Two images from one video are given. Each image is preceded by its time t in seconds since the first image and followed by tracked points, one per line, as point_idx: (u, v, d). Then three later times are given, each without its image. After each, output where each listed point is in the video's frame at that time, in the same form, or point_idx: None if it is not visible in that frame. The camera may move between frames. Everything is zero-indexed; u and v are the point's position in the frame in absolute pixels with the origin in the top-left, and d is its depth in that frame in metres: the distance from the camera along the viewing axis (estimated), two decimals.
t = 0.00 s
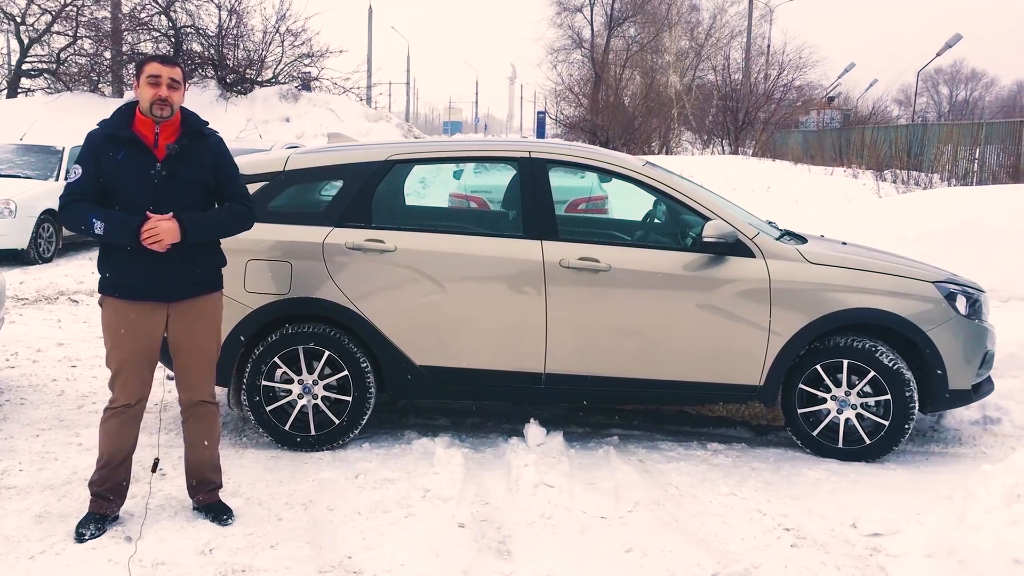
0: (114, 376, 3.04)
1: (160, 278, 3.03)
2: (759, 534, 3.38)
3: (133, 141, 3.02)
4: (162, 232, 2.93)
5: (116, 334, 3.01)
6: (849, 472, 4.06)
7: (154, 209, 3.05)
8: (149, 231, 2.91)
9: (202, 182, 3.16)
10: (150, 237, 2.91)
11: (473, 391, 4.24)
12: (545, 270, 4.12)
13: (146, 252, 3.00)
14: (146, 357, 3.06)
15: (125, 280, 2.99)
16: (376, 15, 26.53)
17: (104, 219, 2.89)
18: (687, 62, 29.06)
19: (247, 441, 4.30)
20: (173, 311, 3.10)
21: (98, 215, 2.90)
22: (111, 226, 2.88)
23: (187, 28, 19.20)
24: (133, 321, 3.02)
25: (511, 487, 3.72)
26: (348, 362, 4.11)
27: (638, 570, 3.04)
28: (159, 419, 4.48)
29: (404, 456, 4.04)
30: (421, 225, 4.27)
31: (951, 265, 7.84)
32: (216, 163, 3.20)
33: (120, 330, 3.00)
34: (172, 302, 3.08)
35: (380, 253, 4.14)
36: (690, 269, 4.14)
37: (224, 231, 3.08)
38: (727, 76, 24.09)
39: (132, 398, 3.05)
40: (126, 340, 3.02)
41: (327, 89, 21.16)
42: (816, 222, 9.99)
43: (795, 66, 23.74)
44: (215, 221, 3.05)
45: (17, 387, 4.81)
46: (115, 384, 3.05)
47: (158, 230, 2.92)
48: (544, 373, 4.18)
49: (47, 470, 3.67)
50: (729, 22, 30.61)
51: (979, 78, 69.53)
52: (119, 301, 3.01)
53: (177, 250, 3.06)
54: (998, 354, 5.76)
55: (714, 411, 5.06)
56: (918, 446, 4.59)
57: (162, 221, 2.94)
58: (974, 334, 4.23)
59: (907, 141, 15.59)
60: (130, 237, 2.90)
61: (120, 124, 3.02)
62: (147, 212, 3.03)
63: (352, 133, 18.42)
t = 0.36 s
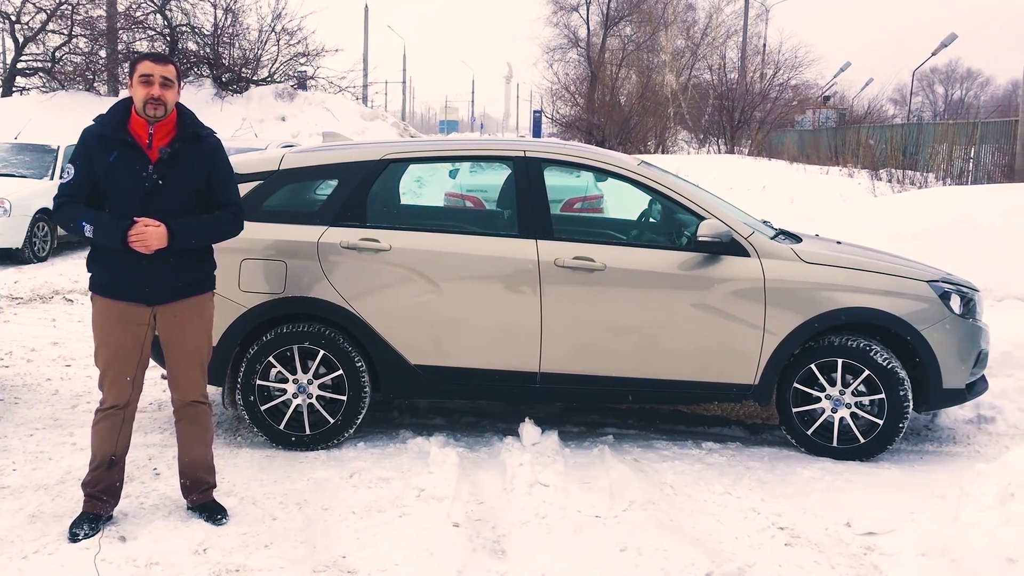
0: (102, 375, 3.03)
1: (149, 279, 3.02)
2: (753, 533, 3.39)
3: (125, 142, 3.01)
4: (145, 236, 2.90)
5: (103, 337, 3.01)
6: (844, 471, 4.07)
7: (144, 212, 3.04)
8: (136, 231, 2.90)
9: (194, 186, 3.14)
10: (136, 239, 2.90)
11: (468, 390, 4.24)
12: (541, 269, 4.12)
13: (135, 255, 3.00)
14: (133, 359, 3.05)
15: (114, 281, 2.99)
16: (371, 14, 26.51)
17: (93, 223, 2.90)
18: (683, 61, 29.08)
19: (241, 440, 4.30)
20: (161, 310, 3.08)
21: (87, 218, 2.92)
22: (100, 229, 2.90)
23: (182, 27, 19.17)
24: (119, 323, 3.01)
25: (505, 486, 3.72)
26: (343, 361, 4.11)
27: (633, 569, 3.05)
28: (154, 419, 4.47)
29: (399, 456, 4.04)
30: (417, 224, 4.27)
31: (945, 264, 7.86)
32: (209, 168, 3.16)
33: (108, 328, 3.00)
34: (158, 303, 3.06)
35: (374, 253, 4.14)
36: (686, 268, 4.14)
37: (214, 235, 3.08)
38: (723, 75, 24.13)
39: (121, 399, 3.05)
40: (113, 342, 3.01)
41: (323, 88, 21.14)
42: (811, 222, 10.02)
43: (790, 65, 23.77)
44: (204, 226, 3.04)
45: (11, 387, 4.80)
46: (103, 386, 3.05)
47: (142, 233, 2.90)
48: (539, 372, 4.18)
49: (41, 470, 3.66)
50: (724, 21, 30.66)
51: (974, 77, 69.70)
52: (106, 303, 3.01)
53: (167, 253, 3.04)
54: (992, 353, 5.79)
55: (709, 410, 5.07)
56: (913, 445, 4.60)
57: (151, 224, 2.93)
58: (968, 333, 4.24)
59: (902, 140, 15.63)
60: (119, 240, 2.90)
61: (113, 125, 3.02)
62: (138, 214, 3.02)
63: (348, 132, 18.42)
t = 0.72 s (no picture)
0: (94, 377, 3.01)
1: (144, 277, 3.02)
2: (747, 532, 3.39)
3: (120, 139, 3.00)
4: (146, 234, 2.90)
5: (95, 339, 2.99)
6: (837, 469, 4.08)
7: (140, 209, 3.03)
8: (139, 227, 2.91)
9: (191, 183, 3.15)
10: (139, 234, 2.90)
11: (462, 389, 4.23)
12: (535, 267, 4.11)
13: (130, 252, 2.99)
14: (126, 359, 3.04)
15: (107, 279, 2.98)
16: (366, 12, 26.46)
17: (90, 219, 2.88)
18: (679, 60, 29.06)
19: (235, 439, 4.29)
20: (153, 310, 3.08)
21: (84, 214, 2.89)
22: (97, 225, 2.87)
23: (177, 25, 19.13)
24: (111, 324, 2.99)
25: (499, 485, 3.71)
26: (336, 360, 4.10)
27: (627, 568, 3.05)
28: (147, 418, 4.46)
29: (393, 455, 4.03)
30: (411, 223, 4.27)
31: (938, 262, 7.90)
32: (205, 166, 3.18)
33: (100, 329, 2.98)
34: (150, 303, 3.06)
35: (368, 251, 4.13)
36: (680, 267, 4.14)
37: (212, 232, 3.09)
38: (719, 74, 24.16)
39: (112, 400, 3.04)
40: (105, 344, 2.99)
41: (318, 87, 21.10)
42: (807, 221, 10.03)
43: (786, 64, 23.81)
44: (202, 222, 3.05)
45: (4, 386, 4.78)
46: (94, 387, 3.03)
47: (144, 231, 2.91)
48: (533, 371, 4.18)
49: (34, 470, 3.64)
50: (720, 20, 30.68)
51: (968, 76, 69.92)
52: (97, 305, 2.99)
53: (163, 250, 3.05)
54: (985, 352, 5.81)
55: (703, 409, 5.07)
56: (907, 444, 4.61)
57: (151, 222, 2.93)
58: (962, 332, 4.25)
59: (897, 139, 15.67)
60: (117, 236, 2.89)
61: (107, 123, 2.99)
62: (134, 212, 3.02)
63: (343, 130, 18.39)
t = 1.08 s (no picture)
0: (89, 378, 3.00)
1: (142, 274, 3.01)
2: (743, 531, 3.39)
3: (113, 137, 2.99)
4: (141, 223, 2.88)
5: (91, 339, 2.98)
6: (833, 468, 4.08)
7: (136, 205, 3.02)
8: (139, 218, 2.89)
9: (185, 178, 3.15)
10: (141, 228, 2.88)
11: (458, 388, 4.22)
12: (531, 266, 4.11)
13: (126, 248, 2.98)
14: (125, 358, 3.03)
15: (102, 279, 2.96)
16: (362, 12, 26.40)
17: (86, 214, 2.87)
18: (675, 59, 29.06)
19: (229, 438, 4.28)
20: (150, 310, 3.06)
21: (80, 210, 2.88)
22: (96, 220, 2.86)
23: (173, 24, 19.10)
24: (108, 323, 2.98)
25: (495, 484, 3.71)
26: (332, 358, 4.09)
27: (622, 567, 3.05)
28: (142, 416, 4.45)
29: (388, 454, 4.03)
30: (408, 221, 4.26)
31: (934, 261, 7.91)
32: (197, 161, 3.18)
33: (96, 328, 2.97)
34: (150, 300, 3.04)
35: (364, 250, 4.12)
36: (676, 265, 4.14)
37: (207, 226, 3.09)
38: (715, 74, 24.17)
39: (108, 401, 3.02)
40: (101, 343, 2.98)
41: (314, 85, 21.07)
42: (803, 220, 10.04)
43: (782, 64, 23.84)
44: (201, 215, 3.06)
45: None
46: (89, 388, 3.01)
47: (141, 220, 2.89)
48: (528, 370, 4.17)
49: (28, 469, 3.63)
50: (716, 20, 30.70)
51: (964, 76, 70.06)
52: (93, 304, 2.98)
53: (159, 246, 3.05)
54: (981, 351, 5.82)
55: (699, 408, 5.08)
56: (902, 443, 4.62)
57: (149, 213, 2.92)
58: (957, 331, 4.25)
59: (893, 138, 15.70)
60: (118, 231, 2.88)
61: (97, 122, 2.98)
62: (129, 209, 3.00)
63: (339, 129, 18.37)
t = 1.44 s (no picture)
0: (84, 378, 2.99)
1: (133, 274, 2.99)
2: (739, 531, 3.39)
3: (100, 138, 2.96)
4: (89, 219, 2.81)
5: (86, 340, 2.96)
6: (829, 467, 4.08)
7: (127, 205, 2.99)
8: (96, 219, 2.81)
9: (175, 176, 3.13)
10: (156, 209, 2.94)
11: (454, 387, 4.21)
12: (527, 266, 4.10)
13: (119, 247, 2.97)
14: (119, 359, 3.02)
15: (97, 279, 2.96)
16: (358, 11, 26.37)
17: (57, 216, 2.85)
18: (672, 59, 29.08)
19: (225, 438, 4.26)
20: (145, 311, 3.06)
21: (52, 211, 2.86)
22: (65, 223, 2.83)
23: (169, 22, 19.05)
24: (103, 323, 2.97)
25: (490, 484, 3.70)
26: (328, 358, 4.08)
27: (619, 567, 3.04)
28: (138, 416, 4.43)
29: (384, 453, 4.02)
30: (403, 220, 4.25)
31: (930, 261, 7.92)
32: (187, 158, 3.16)
33: (91, 329, 2.96)
34: (143, 300, 3.03)
35: (359, 249, 4.11)
36: (673, 265, 4.13)
37: (202, 221, 3.09)
38: (712, 73, 24.18)
39: (102, 402, 3.01)
40: (96, 344, 2.97)
41: (311, 85, 21.03)
42: (800, 219, 10.04)
43: (779, 63, 23.87)
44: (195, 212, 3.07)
45: None
46: (83, 389, 3.00)
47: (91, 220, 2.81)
48: (525, 369, 4.16)
49: (23, 469, 3.61)
50: (714, 19, 30.71)
51: (960, 75, 70.24)
52: (85, 304, 2.96)
53: (150, 245, 3.03)
54: (977, 351, 5.83)
55: (695, 407, 5.07)
56: (898, 442, 4.62)
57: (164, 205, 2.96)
58: (953, 330, 4.25)
59: (889, 138, 15.72)
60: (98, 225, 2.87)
61: (84, 122, 2.95)
62: (119, 208, 2.97)
63: (335, 128, 18.34)
